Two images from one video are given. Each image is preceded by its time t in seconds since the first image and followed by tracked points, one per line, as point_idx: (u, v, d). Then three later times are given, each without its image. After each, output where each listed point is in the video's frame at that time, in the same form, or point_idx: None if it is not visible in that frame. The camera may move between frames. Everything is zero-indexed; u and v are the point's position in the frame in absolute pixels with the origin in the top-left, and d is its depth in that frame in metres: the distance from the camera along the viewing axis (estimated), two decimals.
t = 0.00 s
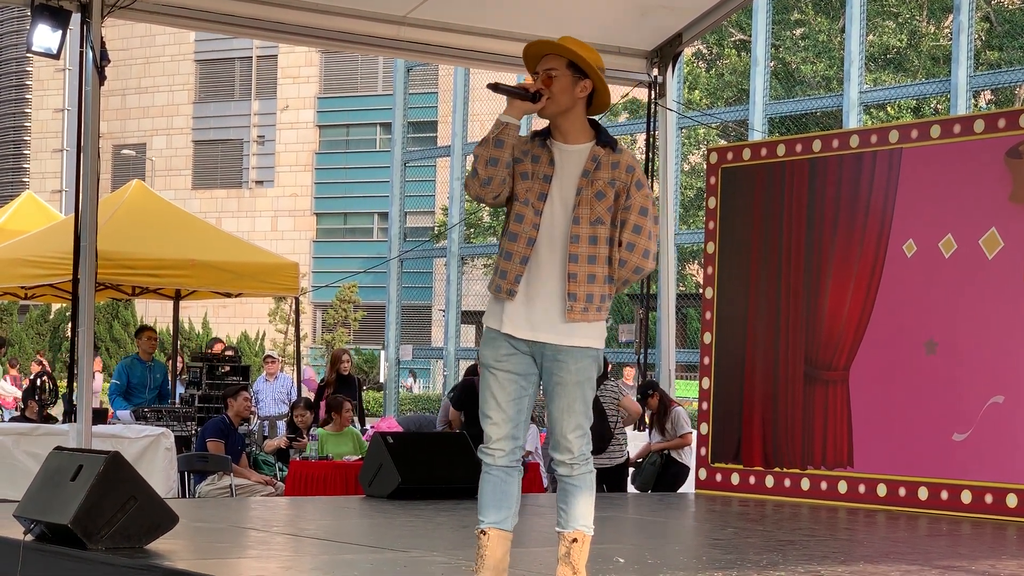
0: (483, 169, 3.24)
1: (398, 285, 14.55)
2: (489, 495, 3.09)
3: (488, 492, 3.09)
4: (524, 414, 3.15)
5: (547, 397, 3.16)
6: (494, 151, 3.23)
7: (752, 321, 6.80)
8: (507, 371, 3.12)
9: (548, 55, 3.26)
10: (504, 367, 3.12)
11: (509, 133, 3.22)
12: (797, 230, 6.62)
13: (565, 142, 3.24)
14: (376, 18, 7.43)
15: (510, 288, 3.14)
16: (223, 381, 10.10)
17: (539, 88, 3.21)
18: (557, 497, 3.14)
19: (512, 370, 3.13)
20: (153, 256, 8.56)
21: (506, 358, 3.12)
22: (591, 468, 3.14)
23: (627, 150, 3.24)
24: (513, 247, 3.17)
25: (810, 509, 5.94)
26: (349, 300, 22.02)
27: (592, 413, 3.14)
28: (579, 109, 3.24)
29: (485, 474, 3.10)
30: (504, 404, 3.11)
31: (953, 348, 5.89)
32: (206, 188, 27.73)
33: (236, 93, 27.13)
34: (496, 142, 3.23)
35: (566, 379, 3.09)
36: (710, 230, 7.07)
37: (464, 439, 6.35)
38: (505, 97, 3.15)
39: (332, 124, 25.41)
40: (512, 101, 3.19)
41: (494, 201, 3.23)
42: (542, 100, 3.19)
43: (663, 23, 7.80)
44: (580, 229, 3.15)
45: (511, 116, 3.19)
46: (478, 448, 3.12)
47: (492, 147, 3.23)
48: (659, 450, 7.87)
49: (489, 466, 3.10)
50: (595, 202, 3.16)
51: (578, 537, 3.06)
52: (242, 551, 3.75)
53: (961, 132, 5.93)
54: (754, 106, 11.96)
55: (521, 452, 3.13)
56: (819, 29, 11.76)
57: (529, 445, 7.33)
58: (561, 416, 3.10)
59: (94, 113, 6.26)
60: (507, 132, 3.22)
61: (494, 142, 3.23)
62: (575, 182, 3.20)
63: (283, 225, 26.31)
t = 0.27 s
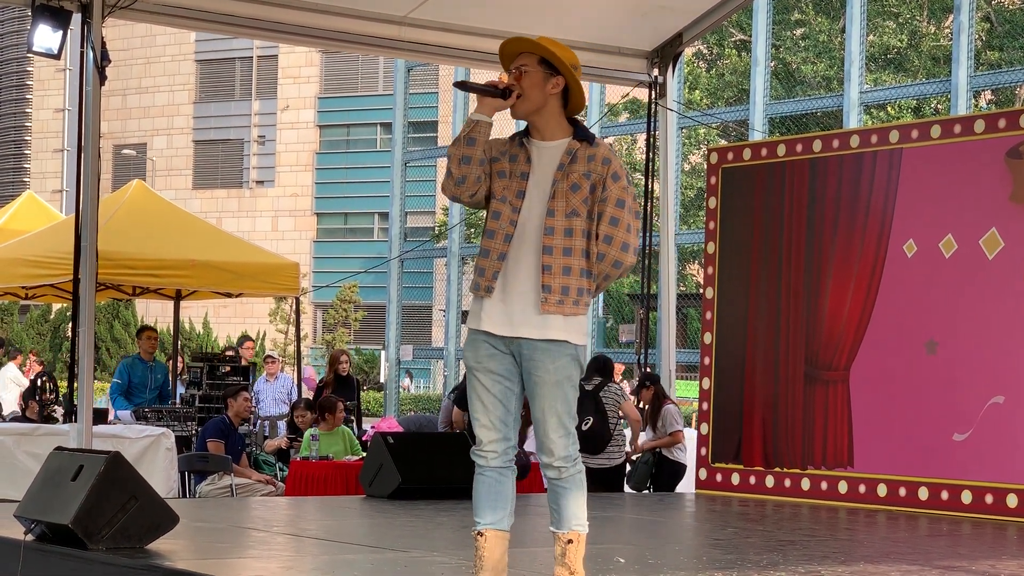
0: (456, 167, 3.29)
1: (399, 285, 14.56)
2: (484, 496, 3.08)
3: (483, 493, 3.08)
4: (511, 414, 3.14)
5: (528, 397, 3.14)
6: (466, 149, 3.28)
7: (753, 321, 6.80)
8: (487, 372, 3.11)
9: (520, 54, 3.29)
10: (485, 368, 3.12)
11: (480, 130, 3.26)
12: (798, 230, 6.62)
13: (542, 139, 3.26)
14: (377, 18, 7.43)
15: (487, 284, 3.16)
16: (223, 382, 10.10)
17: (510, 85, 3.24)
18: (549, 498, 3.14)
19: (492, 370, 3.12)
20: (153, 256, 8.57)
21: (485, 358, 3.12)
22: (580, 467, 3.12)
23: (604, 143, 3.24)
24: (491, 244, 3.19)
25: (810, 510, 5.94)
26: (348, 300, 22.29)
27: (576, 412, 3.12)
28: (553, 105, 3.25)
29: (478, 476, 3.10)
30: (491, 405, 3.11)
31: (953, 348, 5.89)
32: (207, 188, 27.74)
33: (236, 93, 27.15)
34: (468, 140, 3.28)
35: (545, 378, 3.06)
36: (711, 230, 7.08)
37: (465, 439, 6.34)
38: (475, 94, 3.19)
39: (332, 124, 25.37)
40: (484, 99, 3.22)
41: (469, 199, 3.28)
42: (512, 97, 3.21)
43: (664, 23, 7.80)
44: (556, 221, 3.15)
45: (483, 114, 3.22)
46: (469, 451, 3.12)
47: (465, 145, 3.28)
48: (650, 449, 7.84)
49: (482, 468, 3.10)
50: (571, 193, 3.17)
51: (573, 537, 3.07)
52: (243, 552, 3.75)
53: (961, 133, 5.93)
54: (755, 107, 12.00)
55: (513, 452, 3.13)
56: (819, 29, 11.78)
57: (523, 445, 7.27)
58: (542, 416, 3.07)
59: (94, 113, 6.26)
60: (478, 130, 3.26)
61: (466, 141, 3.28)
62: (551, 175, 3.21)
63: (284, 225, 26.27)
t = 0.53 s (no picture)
0: (431, 168, 3.34)
1: (400, 287, 14.57)
2: (480, 501, 3.11)
3: (478, 498, 3.11)
4: (499, 417, 3.16)
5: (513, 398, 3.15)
6: (440, 150, 3.33)
7: (755, 323, 6.80)
8: (471, 376, 3.13)
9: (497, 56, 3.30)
10: (470, 372, 3.14)
11: (455, 130, 3.30)
12: (799, 233, 6.62)
13: (520, 141, 3.28)
14: (379, 20, 7.44)
15: (462, 284, 3.19)
16: (225, 384, 10.11)
17: (486, 88, 3.26)
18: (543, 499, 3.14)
19: (475, 373, 3.14)
20: (154, 258, 8.58)
21: (469, 362, 3.14)
22: (569, 465, 3.11)
23: (582, 142, 3.25)
24: (466, 244, 3.22)
25: (811, 512, 5.94)
26: (351, 302, 22.19)
27: (561, 411, 3.11)
28: (530, 107, 3.26)
29: (472, 480, 3.12)
30: (478, 409, 3.13)
31: (954, 351, 5.89)
32: (208, 191, 27.76)
33: (237, 95, 27.20)
34: (443, 140, 3.32)
35: (525, 378, 3.06)
36: (712, 232, 7.08)
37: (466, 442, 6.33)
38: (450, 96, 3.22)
39: (335, 127, 25.14)
40: (459, 100, 3.26)
41: (445, 200, 3.33)
42: (488, 98, 3.24)
43: (665, 25, 7.81)
44: (531, 221, 3.16)
45: (457, 114, 3.26)
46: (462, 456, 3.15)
47: (440, 146, 3.33)
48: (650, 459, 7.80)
49: (475, 472, 3.12)
50: (546, 192, 3.18)
51: (569, 537, 3.09)
52: (243, 554, 3.75)
53: (962, 135, 5.93)
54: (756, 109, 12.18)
55: (505, 454, 3.15)
56: (821, 32, 11.85)
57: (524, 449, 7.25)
58: (527, 416, 3.07)
59: (95, 116, 6.26)
60: (452, 130, 3.30)
61: (442, 141, 3.33)
62: (528, 175, 3.23)
63: (285, 227, 26.21)
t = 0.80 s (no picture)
0: (413, 178, 3.39)
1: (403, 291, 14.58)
2: (476, 504, 3.19)
3: (475, 501, 3.19)
4: (491, 420, 3.21)
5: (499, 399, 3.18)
6: (423, 160, 3.38)
7: (757, 328, 6.80)
8: (461, 381, 3.20)
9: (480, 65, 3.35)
10: (459, 378, 3.20)
11: (435, 140, 3.35)
12: (802, 237, 6.62)
13: (505, 148, 3.34)
14: (381, 25, 7.45)
15: (445, 294, 3.26)
16: (227, 389, 10.11)
17: (469, 97, 3.31)
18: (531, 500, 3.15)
19: (466, 378, 3.20)
20: (156, 263, 8.58)
21: (458, 367, 3.20)
22: (553, 466, 3.12)
23: (564, 146, 3.31)
24: (451, 253, 3.28)
25: (813, 517, 5.94)
26: (353, 306, 22.17)
27: (544, 409, 3.11)
28: (514, 113, 3.32)
29: (469, 485, 3.20)
30: (468, 414, 3.19)
31: (955, 355, 5.88)
32: (210, 194, 27.80)
33: (239, 100, 27.24)
34: (425, 150, 3.37)
35: (508, 378, 3.09)
36: (714, 237, 7.08)
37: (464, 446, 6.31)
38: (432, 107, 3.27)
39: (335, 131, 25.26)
40: (441, 110, 3.30)
41: (429, 209, 3.38)
42: (472, 107, 3.29)
43: (668, 29, 7.81)
44: (515, 226, 3.22)
45: (440, 125, 3.31)
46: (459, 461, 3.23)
47: (421, 156, 3.38)
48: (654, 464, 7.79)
49: (472, 477, 3.20)
50: (529, 197, 3.24)
51: (558, 532, 3.13)
52: (246, 558, 3.75)
53: (964, 140, 5.93)
54: (758, 113, 12.23)
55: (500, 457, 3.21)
56: (823, 36, 11.88)
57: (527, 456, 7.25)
58: (508, 416, 3.07)
59: (97, 120, 6.27)
60: (433, 140, 3.35)
61: (423, 151, 3.38)
62: (511, 180, 3.29)
63: (287, 231, 26.17)
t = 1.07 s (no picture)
0: (409, 184, 3.46)
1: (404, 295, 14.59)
2: (476, 509, 3.21)
3: (475, 506, 3.21)
4: (491, 426, 3.23)
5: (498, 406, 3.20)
6: (416, 165, 3.45)
7: (759, 331, 6.80)
8: (459, 385, 3.22)
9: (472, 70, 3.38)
10: (458, 383, 3.23)
11: (429, 145, 3.42)
12: (804, 241, 6.62)
13: (499, 151, 3.35)
14: (383, 29, 7.47)
15: (441, 296, 3.30)
16: (229, 393, 10.12)
17: (462, 101, 3.34)
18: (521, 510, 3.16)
19: (465, 383, 3.22)
20: (158, 267, 8.55)
21: (457, 372, 3.23)
22: (543, 476, 3.12)
23: (557, 145, 3.30)
24: (446, 256, 3.32)
25: (815, 521, 5.93)
26: (353, 311, 22.38)
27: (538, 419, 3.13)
28: (508, 115, 3.33)
29: (469, 490, 3.22)
30: (468, 419, 3.22)
31: (956, 359, 5.87)
32: (212, 198, 27.84)
33: (241, 103, 27.28)
34: (418, 156, 3.45)
35: (504, 385, 3.12)
36: (716, 241, 7.09)
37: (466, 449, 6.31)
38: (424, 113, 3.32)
39: (336, 135, 25.30)
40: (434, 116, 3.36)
41: (424, 215, 3.46)
42: (464, 112, 3.32)
43: (670, 33, 7.82)
44: (507, 227, 3.23)
45: (433, 131, 3.37)
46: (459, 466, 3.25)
47: (415, 162, 3.46)
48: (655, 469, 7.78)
49: (472, 481, 3.22)
50: (521, 198, 3.24)
51: (539, 551, 3.11)
52: (248, 562, 3.75)
53: (966, 144, 5.93)
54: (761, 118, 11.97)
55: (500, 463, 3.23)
56: (825, 40, 11.93)
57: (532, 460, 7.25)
58: (503, 423, 3.11)
59: (100, 124, 6.28)
60: (427, 146, 3.42)
61: (417, 158, 3.45)
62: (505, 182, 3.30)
63: (289, 235, 26.14)
